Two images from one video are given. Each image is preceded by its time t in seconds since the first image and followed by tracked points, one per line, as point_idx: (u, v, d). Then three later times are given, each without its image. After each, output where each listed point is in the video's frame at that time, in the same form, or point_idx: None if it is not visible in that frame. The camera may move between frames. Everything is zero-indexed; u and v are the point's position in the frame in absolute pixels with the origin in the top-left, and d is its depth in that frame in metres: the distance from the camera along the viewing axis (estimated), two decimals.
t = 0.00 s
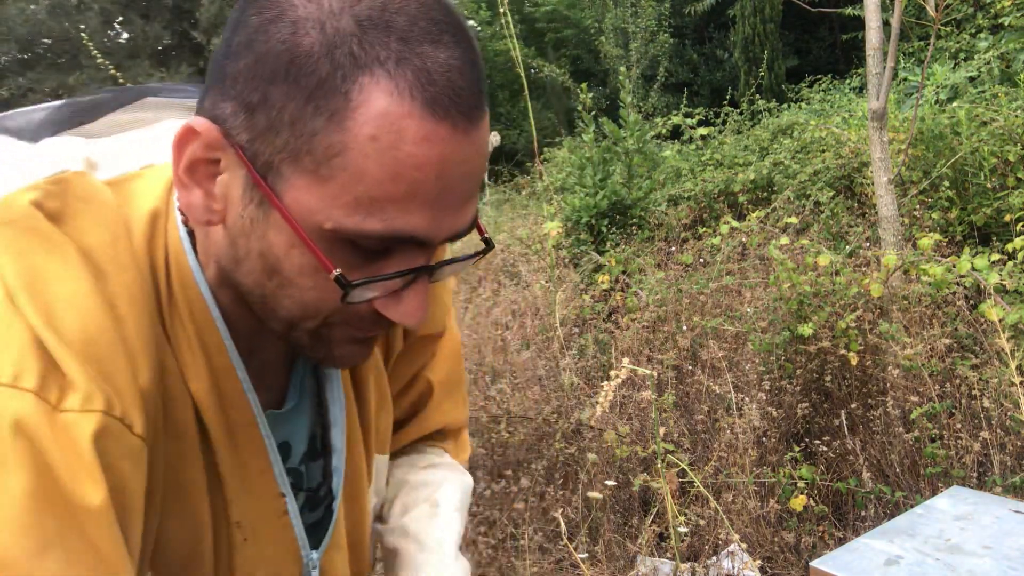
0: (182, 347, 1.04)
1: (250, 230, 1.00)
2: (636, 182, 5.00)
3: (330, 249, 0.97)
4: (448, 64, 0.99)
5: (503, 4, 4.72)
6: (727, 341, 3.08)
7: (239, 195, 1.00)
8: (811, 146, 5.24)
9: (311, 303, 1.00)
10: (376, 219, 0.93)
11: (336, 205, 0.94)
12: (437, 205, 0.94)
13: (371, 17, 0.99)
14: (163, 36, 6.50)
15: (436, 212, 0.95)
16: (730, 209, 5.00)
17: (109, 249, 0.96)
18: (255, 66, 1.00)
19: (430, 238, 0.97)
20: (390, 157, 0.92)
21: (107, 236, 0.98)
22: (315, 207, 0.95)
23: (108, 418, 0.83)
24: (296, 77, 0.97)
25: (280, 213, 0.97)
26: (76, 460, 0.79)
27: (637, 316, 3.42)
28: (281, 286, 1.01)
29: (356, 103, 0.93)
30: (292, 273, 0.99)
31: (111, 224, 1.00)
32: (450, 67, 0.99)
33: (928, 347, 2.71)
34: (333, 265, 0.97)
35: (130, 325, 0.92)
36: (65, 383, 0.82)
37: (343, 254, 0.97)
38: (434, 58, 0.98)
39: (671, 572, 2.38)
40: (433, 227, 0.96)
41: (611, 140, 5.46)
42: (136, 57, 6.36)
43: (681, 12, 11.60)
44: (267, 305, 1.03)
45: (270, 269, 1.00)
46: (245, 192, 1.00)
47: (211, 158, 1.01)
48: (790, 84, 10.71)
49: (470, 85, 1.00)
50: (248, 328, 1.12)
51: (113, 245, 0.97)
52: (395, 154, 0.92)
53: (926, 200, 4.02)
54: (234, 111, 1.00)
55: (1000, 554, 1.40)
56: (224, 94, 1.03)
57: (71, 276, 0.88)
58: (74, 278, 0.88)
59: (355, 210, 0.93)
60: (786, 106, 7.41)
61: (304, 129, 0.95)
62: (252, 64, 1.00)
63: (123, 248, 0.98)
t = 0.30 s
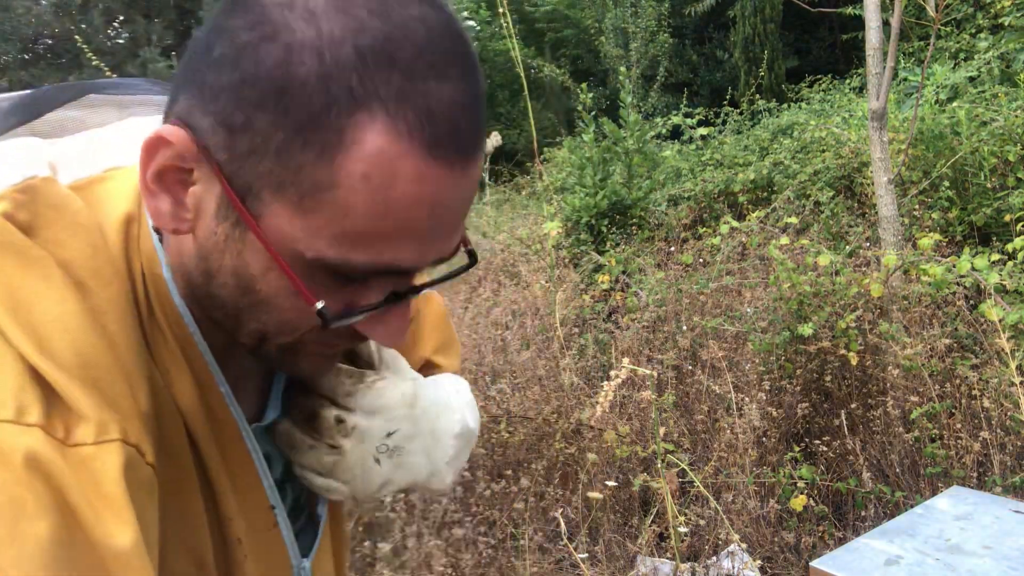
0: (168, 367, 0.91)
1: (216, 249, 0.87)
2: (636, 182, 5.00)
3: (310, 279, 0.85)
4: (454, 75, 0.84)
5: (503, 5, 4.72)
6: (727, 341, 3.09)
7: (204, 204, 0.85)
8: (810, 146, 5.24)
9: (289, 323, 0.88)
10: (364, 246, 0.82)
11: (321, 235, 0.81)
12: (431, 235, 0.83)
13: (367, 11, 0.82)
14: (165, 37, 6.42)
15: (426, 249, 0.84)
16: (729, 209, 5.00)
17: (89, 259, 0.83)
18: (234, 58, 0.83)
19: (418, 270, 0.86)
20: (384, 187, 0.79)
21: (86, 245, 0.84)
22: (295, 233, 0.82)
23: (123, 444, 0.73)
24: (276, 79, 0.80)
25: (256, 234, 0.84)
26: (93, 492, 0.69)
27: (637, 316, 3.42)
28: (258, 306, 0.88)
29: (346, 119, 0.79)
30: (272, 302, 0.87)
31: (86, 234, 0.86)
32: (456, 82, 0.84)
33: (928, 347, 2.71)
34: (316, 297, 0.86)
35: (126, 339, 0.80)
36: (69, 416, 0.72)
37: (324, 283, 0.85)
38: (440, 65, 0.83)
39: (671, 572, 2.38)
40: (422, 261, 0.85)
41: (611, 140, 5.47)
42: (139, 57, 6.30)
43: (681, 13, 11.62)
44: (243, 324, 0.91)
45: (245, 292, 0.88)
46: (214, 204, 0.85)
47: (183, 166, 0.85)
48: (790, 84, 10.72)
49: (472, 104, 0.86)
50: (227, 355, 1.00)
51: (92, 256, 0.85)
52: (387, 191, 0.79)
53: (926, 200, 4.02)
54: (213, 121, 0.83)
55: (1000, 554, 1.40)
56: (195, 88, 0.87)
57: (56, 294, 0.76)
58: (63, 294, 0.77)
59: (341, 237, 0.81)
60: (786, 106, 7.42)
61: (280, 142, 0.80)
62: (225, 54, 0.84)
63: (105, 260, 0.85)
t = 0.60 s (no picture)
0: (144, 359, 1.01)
1: (227, 287, 1.00)
2: (636, 182, 5.00)
3: (307, 328, 1.03)
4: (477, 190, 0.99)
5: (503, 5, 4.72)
6: (727, 341, 3.09)
7: (223, 255, 0.98)
8: (810, 146, 5.24)
9: (268, 349, 1.07)
10: (362, 320, 1.01)
11: (329, 308, 0.99)
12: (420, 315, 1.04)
13: (420, 115, 0.93)
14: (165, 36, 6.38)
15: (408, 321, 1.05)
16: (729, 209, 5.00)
17: (60, 257, 0.93)
18: (287, 137, 0.92)
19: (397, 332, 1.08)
20: (402, 288, 0.97)
21: (57, 244, 0.94)
22: (311, 301, 0.99)
23: (52, 446, 0.80)
24: (328, 184, 0.91)
25: (270, 292, 0.98)
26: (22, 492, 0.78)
27: (637, 315, 3.42)
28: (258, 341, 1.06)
29: (381, 228, 0.93)
30: (275, 344, 1.05)
31: (63, 233, 0.96)
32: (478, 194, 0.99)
33: (928, 347, 2.71)
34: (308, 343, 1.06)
35: (83, 336, 0.89)
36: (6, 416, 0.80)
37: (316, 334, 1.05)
38: (471, 184, 0.97)
39: (671, 572, 2.37)
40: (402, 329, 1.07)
41: (611, 140, 5.46)
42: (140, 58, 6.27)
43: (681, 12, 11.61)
44: (237, 346, 1.06)
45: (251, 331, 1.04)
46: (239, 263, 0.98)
47: (201, 211, 0.95)
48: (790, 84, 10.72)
49: (489, 208, 1.02)
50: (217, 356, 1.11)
51: (64, 251, 0.94)
52: (400, 288, 0.97)
53: (926, 200, 4.02)
54: (250, 188, 0.93)
55: (1000, 554, 1.40)
56: (236, 143, 0.95)
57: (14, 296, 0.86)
58: (21, 295, 0.86)
59: (344, 312, 1.00)
60: (786, 106, 7.41)
61: (318, 233, 0.93)
62: (277, 125, 0.92)
63: (73, 256, 0.94)
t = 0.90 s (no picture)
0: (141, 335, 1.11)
1: (230, 262, 1.09)
2: (636, 182, 5.00)
3: (306, 305, 1.10)
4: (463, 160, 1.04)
5: (503, 5, 4.72)
6: (727, 341, 3.09)
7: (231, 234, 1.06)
8: (810, 146, 5.24)
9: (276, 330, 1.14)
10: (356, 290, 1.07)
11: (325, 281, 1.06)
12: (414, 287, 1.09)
13: (398, 82, 1.00)
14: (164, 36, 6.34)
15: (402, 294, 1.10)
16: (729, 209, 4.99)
17: (61, 239, 1.08)
18: (273, 106, 1.01)
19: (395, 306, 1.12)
20: (387, 252, 1.03)
21: (63, 229, 1.09)
22: (310, 274, 1.06)
23: None
24: (316, 154, 0.99)
25: (268, 264, 1.07)
26: None
27: (637, 315, 3.42)
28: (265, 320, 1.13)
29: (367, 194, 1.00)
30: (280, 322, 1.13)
31: (74, 218, 1.11)
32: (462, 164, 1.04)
33: (929, 347, 2.71)
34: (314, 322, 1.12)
35: (63, 302, 1.01)
36: None
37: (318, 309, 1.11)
38: (451, 155, 1.03)
39: (671, 572, 2.37)
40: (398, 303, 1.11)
41: (611, 140, 5.46)
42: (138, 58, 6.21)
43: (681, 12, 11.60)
44: (249, 329, 1.14)
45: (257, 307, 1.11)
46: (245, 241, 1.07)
47: (203, 187, 1.05)
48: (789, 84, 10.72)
49: (480, 180, 1.07)
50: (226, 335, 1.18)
51: (67, 232, 1.09)
52: (386, 254, 1.03)
53: (926, 200, 4.02)
54: (246, 160, 1.03)
55: (1000, 554, 1.40)
56: (231, 118, 1.04)
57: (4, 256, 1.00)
58: (6, 261, 1.00)
59: (339, 281, 1.06)
60: (786, 106, 7.41)
61: (309, 202, 1.01)
62: (264, 96, 1.02)
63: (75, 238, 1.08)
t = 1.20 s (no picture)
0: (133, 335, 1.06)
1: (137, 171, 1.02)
2: (636, 182, 5.00)
3: (171, 151, 0.94)
4: None
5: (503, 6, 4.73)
6: (727, 341, 3.09)
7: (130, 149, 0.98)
8: (810, 146, 5.24)
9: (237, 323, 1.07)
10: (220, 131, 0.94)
11: (190, 139, 0.94)
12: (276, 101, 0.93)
13: None
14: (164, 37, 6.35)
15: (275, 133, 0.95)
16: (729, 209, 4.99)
17: (65, 221, 1.02)
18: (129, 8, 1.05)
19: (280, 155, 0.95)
20: (177, 22, 0.91)
21: (71, 212, 1.04)
22: (180, 136, 0.94)
23: None
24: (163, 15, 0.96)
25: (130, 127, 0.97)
26: None
27: (637, 316, 3.42)
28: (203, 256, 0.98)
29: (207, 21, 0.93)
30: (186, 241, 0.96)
31: (81, 199, 1.05)
32: None
33: (928, 347, 2.72)
34: (209, 205, 0.94)
35: (60, 288, 0.97)
36: None
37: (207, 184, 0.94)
38: None
39: (671, 572, 2.37)
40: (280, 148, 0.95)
41: (611, 140, 5.47)
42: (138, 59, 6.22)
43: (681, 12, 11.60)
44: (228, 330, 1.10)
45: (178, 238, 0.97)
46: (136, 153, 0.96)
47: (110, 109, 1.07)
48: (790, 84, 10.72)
49: None
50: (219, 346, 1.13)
51: (73, 213, 1.03)
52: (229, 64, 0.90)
53: (926, 200, 4.02)
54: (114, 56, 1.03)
55: (1001, 555, 1.40)
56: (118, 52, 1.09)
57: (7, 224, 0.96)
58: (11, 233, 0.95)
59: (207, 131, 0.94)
60: (786, 106, 7.42)
61: (140, 48, 0.94)
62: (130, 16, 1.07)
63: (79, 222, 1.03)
